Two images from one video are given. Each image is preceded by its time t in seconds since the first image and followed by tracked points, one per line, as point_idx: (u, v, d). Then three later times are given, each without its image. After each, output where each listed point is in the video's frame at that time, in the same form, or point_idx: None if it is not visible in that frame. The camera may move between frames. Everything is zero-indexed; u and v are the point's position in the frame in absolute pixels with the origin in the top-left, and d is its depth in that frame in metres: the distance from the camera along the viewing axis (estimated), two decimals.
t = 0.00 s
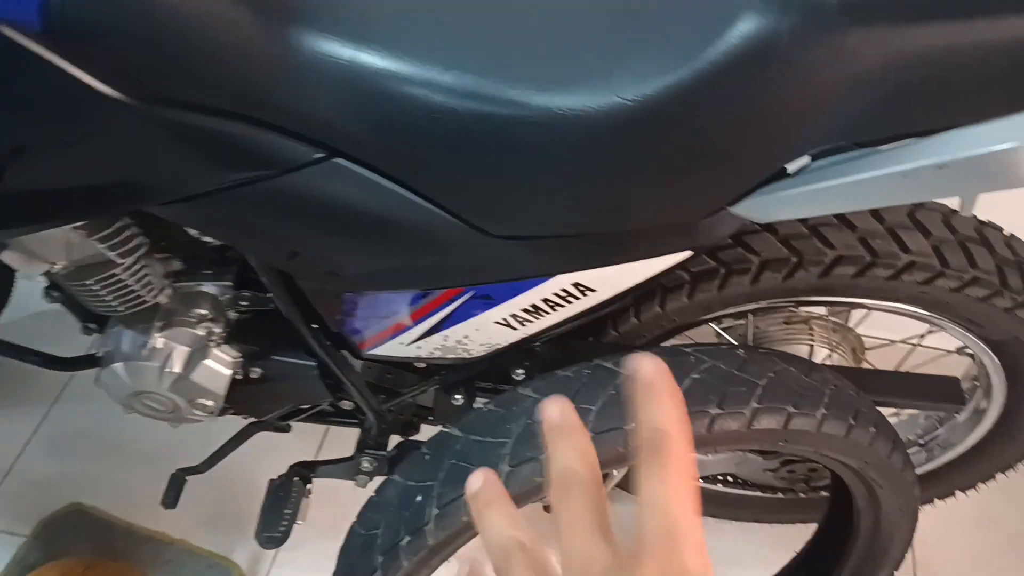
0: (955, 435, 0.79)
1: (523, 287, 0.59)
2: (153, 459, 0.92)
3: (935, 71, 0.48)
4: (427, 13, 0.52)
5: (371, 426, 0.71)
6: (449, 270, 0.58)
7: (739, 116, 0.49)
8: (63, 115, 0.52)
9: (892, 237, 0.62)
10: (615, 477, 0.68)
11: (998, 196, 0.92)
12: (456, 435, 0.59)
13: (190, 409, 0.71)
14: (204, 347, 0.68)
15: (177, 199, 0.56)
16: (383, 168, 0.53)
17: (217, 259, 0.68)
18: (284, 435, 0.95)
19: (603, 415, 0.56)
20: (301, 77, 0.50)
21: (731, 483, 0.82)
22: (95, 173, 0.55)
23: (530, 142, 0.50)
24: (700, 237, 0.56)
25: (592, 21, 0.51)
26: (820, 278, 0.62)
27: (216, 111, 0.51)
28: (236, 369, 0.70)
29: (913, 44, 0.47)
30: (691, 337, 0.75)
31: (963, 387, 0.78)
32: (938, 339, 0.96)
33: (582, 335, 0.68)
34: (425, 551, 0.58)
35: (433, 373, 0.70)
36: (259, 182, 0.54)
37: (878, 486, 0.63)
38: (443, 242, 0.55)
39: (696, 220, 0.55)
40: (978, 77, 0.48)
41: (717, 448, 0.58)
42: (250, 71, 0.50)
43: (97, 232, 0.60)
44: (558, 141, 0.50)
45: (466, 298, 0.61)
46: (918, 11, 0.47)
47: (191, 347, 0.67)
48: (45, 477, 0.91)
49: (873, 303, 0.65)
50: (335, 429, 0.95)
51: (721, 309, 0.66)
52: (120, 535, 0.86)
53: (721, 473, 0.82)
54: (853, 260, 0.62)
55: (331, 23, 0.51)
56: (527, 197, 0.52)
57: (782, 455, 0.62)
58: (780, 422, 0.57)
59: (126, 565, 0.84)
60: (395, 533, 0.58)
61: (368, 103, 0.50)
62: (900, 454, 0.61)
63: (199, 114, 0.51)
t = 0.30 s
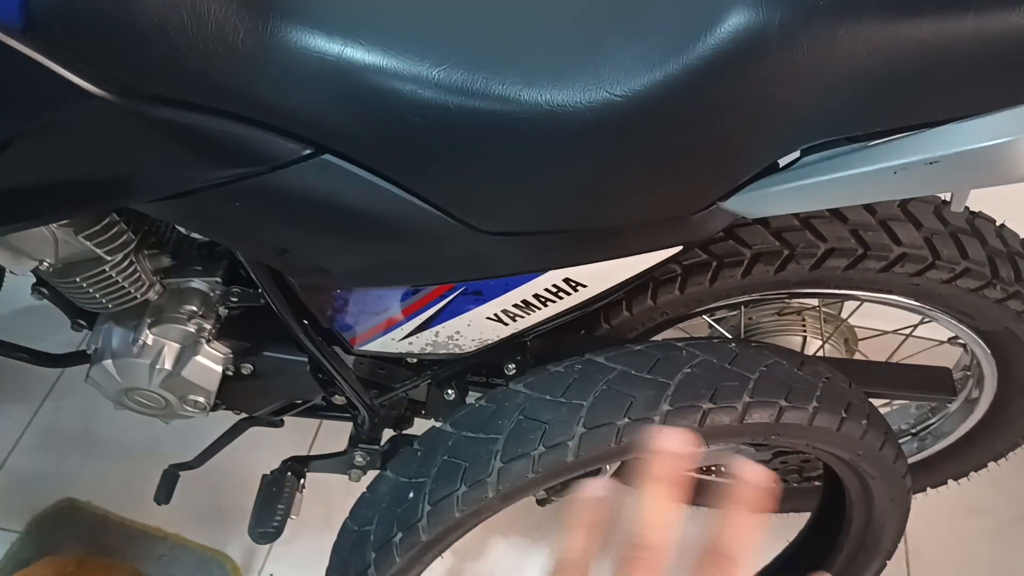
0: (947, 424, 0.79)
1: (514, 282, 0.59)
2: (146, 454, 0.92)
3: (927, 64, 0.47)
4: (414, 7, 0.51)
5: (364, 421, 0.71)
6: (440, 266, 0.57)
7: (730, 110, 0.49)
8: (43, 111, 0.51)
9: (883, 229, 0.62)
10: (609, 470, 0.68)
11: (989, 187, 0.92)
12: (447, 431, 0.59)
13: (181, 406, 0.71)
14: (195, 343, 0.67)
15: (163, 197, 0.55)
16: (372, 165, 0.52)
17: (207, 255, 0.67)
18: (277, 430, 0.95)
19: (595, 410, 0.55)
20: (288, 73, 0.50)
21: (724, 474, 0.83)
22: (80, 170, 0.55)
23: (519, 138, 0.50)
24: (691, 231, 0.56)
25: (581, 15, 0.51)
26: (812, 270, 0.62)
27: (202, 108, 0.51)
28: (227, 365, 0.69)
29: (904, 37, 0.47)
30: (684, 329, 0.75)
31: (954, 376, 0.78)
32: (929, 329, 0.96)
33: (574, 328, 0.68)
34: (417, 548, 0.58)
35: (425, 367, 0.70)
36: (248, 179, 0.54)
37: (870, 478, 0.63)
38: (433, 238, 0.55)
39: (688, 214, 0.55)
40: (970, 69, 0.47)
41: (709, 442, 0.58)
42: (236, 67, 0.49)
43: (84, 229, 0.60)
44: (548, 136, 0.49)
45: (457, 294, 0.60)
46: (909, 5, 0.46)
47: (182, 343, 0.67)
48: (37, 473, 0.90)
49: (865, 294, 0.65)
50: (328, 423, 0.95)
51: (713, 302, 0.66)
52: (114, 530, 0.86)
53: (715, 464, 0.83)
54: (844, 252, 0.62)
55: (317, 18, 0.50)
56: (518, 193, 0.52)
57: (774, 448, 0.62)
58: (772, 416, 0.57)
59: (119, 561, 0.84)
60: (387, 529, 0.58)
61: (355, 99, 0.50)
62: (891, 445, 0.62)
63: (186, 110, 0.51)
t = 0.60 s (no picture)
0: (949, 418, 0.79)
1: (517, 281, 0.59)
2: (150, 452, 0.92)
3: (929, 62, 0.47)
4: (416, 7, 0.51)
5: (368, 419, 0.71)
6: (443, 265, 0.57)
7: (731, 109, 0.49)
8: (51, 114, 0.52)
9: (885, 225, 0.62)
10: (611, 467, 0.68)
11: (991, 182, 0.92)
12: (451, 429, 0.60)
13: (185, 405, 0.71)
14: (199, 343, 0.68)
15: (165, 198, 0.56)
16: (375, 165, 0.52)
17: (210, 255, 0.68)
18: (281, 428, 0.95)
19: (599, 408, 0.56)
20: (290, 75, 0.50)
21: (727, 469, 0.84)
22: (84, 172, 0.55)
23: (521, 138, 0.50)
24: (693, 230, 0.56)
25: (584, 14, 0.50)
26: (814, 266, 0.62)
27: (208, 110, 0.51)
28: (231, 364, 0.70)
29: (906, 35, 0.47)
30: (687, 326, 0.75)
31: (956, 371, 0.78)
32: (931, 323, 0.96)
33: (576, 325, 0.68)
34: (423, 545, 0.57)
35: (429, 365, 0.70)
36: (252, 180, 0.54)
37: (872, 473, 0.64)
38: (436, 238, 0.55)
39: (690, 212, 0.55)
40: (972, 67, 0.48)
41: (712, 439, 0.58)
42: (238, 69, 0.49)
43: (88, 230, 0.60)
44: (550, 136, 0.49)
45: (460, 293, 0.60)
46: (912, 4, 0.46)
47: (186, 343, 0.67)
48: (42, 471, 0.90)
49: (868, 290, 0.65)
50: (332, 421, 0.95)
51: (715, 299, 0.66)
52: (120, 528, 0.86)
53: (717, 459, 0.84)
54: (847, 248, 0.62)
55: (319, 19, 0.50)
56: (520, 192, 0.52)
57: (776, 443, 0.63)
58: (774, 413, 0.57)
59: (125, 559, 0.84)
60: (392, 528, 0.58)
61: (358, 101, 0.50)
62: (894, 441, 0.62)
63: (191, 113, 0.51)
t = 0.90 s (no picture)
0: (966, 424, 0.79)
1: (533, 282, 0.59)
2: (167, 444, 0.93)
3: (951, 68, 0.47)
4: (438, 7, 0.51)
5: (383, 415, 0.72)
6: (460, 265, 0.58)
7: (750, 113, 0.49)
8: (76, 110, 0.53)
9: (904, 230, 0.61)
10: (625, 468, 0.68)
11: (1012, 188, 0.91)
12: (465, 428, 0.60)
13: (202, 399, 0.72)
14: (217, 337, 0.68)
15: (185, 195, 0.56)
16: (394, 165, 0.52)
17: (228, 250, 0.68)
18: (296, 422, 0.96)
19: (613, 409, 0.56)
20: (311, 75, 0.50)
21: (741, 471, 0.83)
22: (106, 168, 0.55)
23: (540, 139, 0.50)
24: (710, 232, 0.56)
25: (603, 16, 0.51)
26: (831, 270, 0.62)
27: (230, 108, 0.52)
28: (248, 359, 0.70)
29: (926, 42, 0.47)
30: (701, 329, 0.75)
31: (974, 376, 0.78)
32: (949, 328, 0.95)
33: (591, 326, 0.68)
34: (436, 543, 0.58)
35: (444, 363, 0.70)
36: (272, 179, 0.54)
37: (887, 478, 0.63)
38: (454, 237, 0.56)
39: (708, 215, 0.55)
40: (994, 74, 0.47)
41: (727, 442, 0.58)
42: (260, 68, 0.50)
43: (109, 225, 0.61)
44: (569, 138, 0.50)
45: (477, 292, 0.60)
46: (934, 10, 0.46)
47: (204, 337, 0.68)
48: (62, 461, 0.92)
49: (886, 295, 0.65)
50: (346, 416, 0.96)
51: (731, 301, 0.66)
52: (136, 519, 0.88)
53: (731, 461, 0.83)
54: (865, 253, 0.61)
55: (340, 19, 0.50)
56: (537, 194, 0.52)
57: (791, 447, 0.62)
58: (789, 417, 0.57)
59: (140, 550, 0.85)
60: (406, 525, 0.59)
61: (379, 101, 0.50)
62: (909, 446, 0.62)
63: (213, 111, 0.52)
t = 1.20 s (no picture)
0: (996, 445, 0.79)
1: (565, 293, 0.60)
2: (195, 444, 0.94)
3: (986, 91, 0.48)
4: (479, 20, 0.53)
5: (413, 418, 0.73)
6: (493, 274, 0.58)
7: (786, 131, 0.49)
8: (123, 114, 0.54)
9: (938, 249, 0.61)
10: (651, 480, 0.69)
11: None
12: (494, 434, 0.60)
13: (236, 399, 0.73)
14: (251, 338, 0.69)
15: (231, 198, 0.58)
16: (432, 175, 0.53)
17: (265, 253, 0.69)
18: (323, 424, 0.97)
19: (642, 421, 0.56)
20: (356, 85, 0.51)
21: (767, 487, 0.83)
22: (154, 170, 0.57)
23: (576, 152, 0.51)
24: (742, 247, 0.57)
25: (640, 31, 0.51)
26: (863, 288, 0.62)
27: (275, 116, 0.53)
28: (282, 362, 0.71)
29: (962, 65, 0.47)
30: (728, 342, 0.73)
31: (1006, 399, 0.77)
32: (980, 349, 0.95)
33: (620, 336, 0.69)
34: (463, 547, 0.59)
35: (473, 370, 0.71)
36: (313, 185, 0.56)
37: (915, 499, 0.63)
38: (489, 246, 0.56)
39: (740, 230, 0.55)
40: None
41: (754, 457, 0.58)
42: (307, 78, 0.51)
43: (150, 226, 0.63)
44: (605, 151, 0.50)
45: (508, 301, 0.61)
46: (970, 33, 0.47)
47: (240, 338, 0.69)
48: (94, 455, 0.94)
49: (916, 315, 0.65)
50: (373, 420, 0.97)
51: (761, 317, 0.66)
52: (165, 516, 0.89)
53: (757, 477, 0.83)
54: (897, 272, 0.62)
55: (384, 32, 0.52)
56: (573, 206, 0.53)
57: (819, 464, 0.62)
58: (818, 434, 0.57)
59: (168, 546, 0.87)
60: (434, 528, 0.60)
61: (420, 113, 0.51)
62: (938, 466, 0.62)
63: (258, 119, 0.53)
